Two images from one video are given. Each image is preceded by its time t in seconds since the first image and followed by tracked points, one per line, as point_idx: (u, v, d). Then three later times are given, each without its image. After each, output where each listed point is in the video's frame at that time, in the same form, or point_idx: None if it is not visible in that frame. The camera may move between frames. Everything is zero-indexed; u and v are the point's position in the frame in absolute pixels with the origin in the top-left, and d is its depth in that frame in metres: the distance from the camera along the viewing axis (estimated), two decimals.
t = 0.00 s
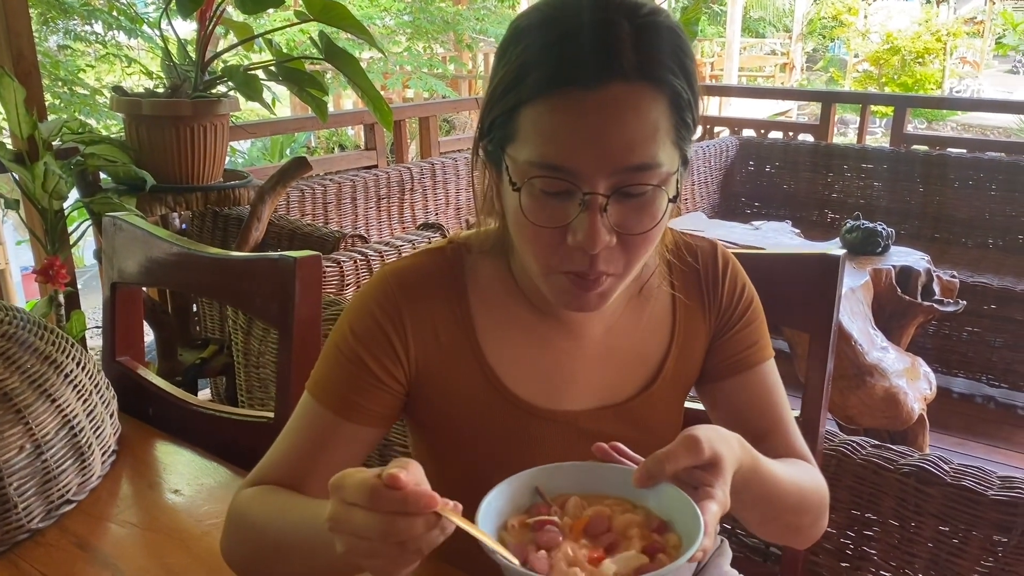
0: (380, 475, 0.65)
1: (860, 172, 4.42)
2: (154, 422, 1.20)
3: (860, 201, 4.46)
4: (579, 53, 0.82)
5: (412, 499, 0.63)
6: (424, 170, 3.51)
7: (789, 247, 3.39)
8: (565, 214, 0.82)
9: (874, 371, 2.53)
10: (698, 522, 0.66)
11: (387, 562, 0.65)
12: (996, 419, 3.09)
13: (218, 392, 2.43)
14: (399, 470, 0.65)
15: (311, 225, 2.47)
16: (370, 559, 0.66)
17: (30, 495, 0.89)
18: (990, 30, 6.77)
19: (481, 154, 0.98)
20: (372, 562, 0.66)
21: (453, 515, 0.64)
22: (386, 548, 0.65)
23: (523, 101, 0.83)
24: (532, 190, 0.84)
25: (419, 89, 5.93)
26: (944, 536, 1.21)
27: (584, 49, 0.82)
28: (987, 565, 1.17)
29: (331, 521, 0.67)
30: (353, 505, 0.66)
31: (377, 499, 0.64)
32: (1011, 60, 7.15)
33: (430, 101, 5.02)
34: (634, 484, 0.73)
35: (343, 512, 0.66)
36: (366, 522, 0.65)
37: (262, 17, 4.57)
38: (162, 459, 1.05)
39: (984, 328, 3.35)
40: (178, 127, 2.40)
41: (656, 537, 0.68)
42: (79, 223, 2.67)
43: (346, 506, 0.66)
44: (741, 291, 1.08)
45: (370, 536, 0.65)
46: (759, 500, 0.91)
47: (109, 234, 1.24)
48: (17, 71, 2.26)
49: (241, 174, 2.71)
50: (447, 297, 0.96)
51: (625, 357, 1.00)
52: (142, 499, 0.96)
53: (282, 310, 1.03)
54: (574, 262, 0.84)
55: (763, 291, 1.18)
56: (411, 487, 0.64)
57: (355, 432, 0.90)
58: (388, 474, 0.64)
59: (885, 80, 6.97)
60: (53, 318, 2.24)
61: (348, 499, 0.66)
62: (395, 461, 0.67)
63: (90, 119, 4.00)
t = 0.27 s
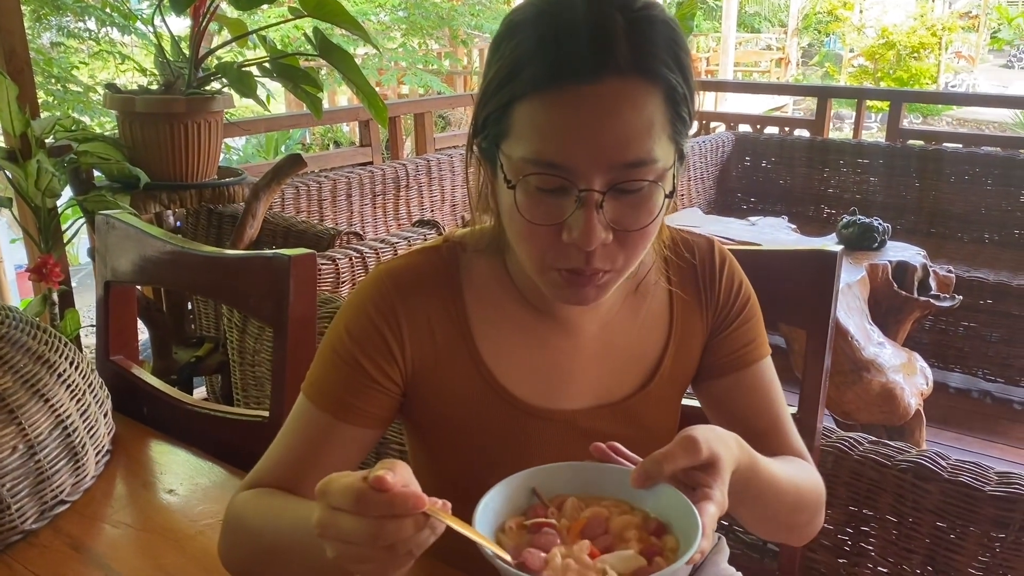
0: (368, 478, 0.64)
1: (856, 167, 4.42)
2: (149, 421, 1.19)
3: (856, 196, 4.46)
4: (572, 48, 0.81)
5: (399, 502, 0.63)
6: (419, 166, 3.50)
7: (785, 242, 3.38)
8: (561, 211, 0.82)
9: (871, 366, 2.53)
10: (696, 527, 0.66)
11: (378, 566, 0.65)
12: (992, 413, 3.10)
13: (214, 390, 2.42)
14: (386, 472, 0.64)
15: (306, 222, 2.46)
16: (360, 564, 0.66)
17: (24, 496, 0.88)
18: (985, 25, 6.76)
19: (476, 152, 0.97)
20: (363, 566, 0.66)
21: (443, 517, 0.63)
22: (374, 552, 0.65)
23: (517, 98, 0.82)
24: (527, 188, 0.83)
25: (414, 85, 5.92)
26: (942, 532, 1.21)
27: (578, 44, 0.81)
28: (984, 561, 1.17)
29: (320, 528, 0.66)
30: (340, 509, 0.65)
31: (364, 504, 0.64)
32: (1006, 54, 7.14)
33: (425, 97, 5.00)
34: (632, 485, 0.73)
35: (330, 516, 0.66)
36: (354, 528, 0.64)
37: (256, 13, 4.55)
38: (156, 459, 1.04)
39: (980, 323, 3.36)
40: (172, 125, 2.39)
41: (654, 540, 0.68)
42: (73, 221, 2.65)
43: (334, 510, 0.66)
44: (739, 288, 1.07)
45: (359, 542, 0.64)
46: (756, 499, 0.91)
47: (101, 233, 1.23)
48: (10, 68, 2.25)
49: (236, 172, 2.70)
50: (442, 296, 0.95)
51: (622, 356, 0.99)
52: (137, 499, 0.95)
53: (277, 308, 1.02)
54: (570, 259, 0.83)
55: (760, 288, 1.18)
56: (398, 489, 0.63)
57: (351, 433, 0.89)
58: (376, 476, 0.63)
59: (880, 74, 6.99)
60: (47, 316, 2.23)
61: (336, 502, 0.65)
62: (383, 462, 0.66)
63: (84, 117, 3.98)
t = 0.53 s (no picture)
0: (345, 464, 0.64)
1: (851, 163, 4.43)
2: (145, 420, 1.19)
3: (851, 192, 4.46)
4: (564, 38, 0.81)
5: (377, 486, 0.63)
6: (415, 163, 3.50)
7: (781, 238, 3.39)
8: (552, 204, 0.82)
9: (867, 362, 2.53)
10: (692, 525, 0.66)
11: (366, 553, 0.66)
12: (988, 408, 3.11)
13: (210, 389, 2.41)
14: (361, 456, 0.64)
15: (302, 219, 2.45)
16: (347, 555, 0.66)
17: (20, 496, 0.88)
18: (980, 20, 6.76)
19: (467, 147, 0.97)
20: (350, 557, 0.66)
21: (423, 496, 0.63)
22: (359, 540, 0.65)
23: (508, 90, 0.82)
24: (518, 181, 0.83)
25: (410, 81, 5.91)
26: (939, 527, 1.21)
27: (568, 34, 0.81)
28: (981, 557, 1.18)
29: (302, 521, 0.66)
30: (320, 501, 0.65)
31: (343, 493, 0.64)
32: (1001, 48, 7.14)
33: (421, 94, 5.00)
34: (627, 482, 0.74)
35: (312, 509, 0.66)
36: (335, 518, 0.64)
37: (251, 10, 4.53)
38: (153, 459, 1.04)
39: (976, 318, 3.36)
40: (167, 122, 2.38)
41: (648, 538, 0.68)
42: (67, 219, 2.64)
43: (314, 503, 0.66)
44: (734, 284, 1.07)
45: (343, 531, 0.65)
46: (753, 495, 0.91)
47: (97, 232, 1.22)
48: (4, 66, 2.23)
49: (231, 169, 2.69)
50: (435, 294, 0.95)
51: (617, 353, 0.99)
52: (134, 499, 0.95)
53: (274, 307, 1.02)
54: (562, 249, 0.83)
55: (757, 285, 1.18)
56: (376, 472, 0.63)
57: (345, 434, 0.89)
58: (351, 460, 0.63)
59: (875, 70, 6.95)
60: (42, 315, 2.22)
61: (315, 495, 0.65)
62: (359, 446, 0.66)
63: (78, 114, 3.96)
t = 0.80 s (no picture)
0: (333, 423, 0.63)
1: (847, 160, 4.44)
2: (141, 419, 1.19)
3: (846, 188, 4.48)
4: None
5: (367, 442, 0.62)
6: (411, 161, 3.49)
7: (776, 235, 3.40)
8: (535, 131, 0.84)
9: (863, 358, 2.54)
10: (677, 504, 0.65)
11: (364, 517, 0.65)
12: (982, 404, 3.12)
13: (206, 387, 2.41)
14: (348, 410, 0.63)
15: (298, 217, 2.45)
16: (345, 522, 0.65)
17: (15, 496, 0.88)
18: (975, 17, 6.77)
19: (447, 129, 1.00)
20: (349, 525, 0.65)
21: (415, 447, 0.63)
22: (354, 502, 0.64)
23: (490, 31, 0.87)
24: (502, 114, 0.86)
25: (405, 79, 5.90)
26: (933, 524, 1.22)
27: None
28: (976, 553, 1.18)
29: (295, 488, 0.66)
30: (312, 467, 0.65)
31: (332, 454, 0.63)
32: (995, 46, 7.15)
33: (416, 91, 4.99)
34: (615, 459, 0.73)
35: (304, 476, 0.65)
36: (327, 481, 0.64)
37: (246, 8, 4.52)
38: (149, 458, 1.04)
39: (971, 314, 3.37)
40: (162, 120, 2.37)
41: (632, 517, 0.68)
42: (62, 218, 2.63)
43: (305, 470, 0.65)
44: (724, 271, 1.08)
45: (339, 494, 0.64)
46: (754, 482, 0.92)
47: (91, 230, 1.22)
48: None
49: (227, 167, 2.69)
50: (417, 285, 0.95)
51: (603, 345, 1.00)
52: (130, 498, 0.95)
53: (269, 306, 1.02)
54: (545, 182, 0.83)
55: (753, 283, 1.18)
56: (366, 425, 0.62)
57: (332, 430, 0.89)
58: (337, 415, 0.63)
59: (870, 67, 6.98)
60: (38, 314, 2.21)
61: (305, 461, 0.65)
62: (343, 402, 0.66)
63: (73, 113, 3.96)
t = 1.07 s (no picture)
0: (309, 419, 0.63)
1: (842, 158, 4.45)
2: (135, 417, 1.19)
3: (841, 186, 4.48)
4: None
5: (345, 438, 0.62)
6: (406, 159, 3.49)
7: (772, 233, 3.40)
8: (506, 122, 0.85)
9: (857, 356, 2.55)
10: (657, 468, 0.66)
11: (348, 509, 0.66)
12: (977, 402, 3.13)
13: (201, 385, 2.41)
14: (326, 406, 0.62)
15: (292, 215, 2.45)
16: (328, 517, 0.66)
17: (8, 494, 0.88)
18: (970, 16, 6.78)
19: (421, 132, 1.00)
20: (332, 519, 0.66)
21: (394, 439, 0.62)
22: (336, 497, 0.65)
23: (457, 26, 0.87)
24: (472, 108, 0.86)
25: (401, 77, 5.89)
26: (926, 520, 1.22)
27: None
28: (969, 549, 1.18)
29: (273, 489, 0.65)
30: (288, 466, 0.65)
31: (310, 452, 0.63)
32: (991, 44, 7.16)
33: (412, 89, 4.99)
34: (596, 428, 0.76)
35: (281, 477, 0.65)
36: (307, 479, 0.64)
37: (241, 5, 4.51)
38: (143, 456, 1.04)
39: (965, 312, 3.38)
40: (156, 119, 2.36)
41: (611, 483, 0.71)
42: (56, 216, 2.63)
43: (282, 470, 0.65)
44: (705, 268, 1.09)
45: (320, 492, 0.64)
46: (742, 462, 0.93)
47: (85, 228, 1.22)
48: None
49: (221, 166, 2.68)
50: (395, 288, 0.96)
51: (583, 345, 1.00)
52: (124, 497, 0.95)
53: (263, 304, 1.02)
54: (517, 173, 0.83)
55: (747, 281, 1.19)
56: (344, 421, 0.62)
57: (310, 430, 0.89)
58: (315, 411, 0.62)
59: (866, 65, 7.06)
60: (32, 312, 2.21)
61: (280, 462, 0.65)
62: (316, 397, 0.64)
63: (67, 110, 3.97)
